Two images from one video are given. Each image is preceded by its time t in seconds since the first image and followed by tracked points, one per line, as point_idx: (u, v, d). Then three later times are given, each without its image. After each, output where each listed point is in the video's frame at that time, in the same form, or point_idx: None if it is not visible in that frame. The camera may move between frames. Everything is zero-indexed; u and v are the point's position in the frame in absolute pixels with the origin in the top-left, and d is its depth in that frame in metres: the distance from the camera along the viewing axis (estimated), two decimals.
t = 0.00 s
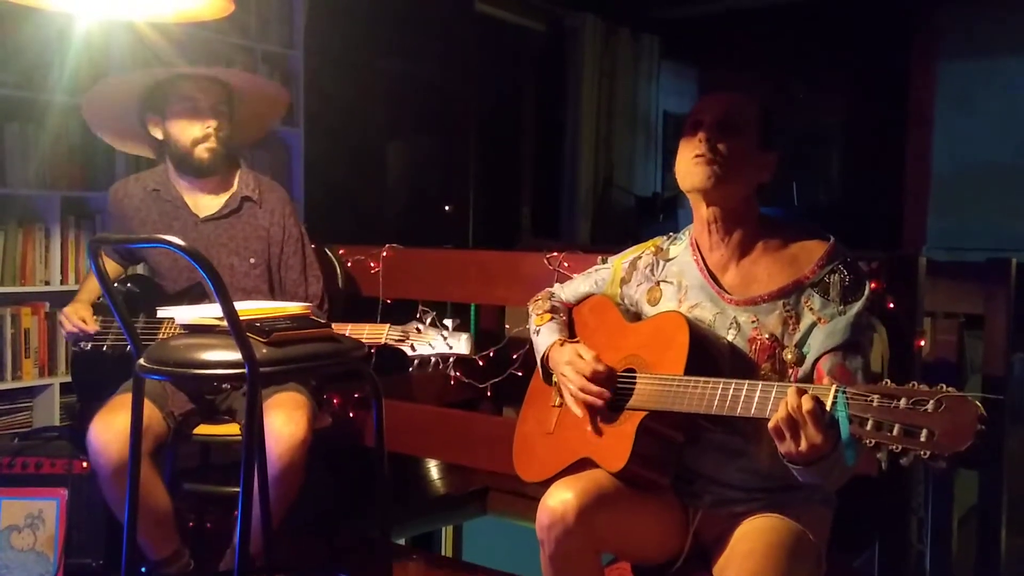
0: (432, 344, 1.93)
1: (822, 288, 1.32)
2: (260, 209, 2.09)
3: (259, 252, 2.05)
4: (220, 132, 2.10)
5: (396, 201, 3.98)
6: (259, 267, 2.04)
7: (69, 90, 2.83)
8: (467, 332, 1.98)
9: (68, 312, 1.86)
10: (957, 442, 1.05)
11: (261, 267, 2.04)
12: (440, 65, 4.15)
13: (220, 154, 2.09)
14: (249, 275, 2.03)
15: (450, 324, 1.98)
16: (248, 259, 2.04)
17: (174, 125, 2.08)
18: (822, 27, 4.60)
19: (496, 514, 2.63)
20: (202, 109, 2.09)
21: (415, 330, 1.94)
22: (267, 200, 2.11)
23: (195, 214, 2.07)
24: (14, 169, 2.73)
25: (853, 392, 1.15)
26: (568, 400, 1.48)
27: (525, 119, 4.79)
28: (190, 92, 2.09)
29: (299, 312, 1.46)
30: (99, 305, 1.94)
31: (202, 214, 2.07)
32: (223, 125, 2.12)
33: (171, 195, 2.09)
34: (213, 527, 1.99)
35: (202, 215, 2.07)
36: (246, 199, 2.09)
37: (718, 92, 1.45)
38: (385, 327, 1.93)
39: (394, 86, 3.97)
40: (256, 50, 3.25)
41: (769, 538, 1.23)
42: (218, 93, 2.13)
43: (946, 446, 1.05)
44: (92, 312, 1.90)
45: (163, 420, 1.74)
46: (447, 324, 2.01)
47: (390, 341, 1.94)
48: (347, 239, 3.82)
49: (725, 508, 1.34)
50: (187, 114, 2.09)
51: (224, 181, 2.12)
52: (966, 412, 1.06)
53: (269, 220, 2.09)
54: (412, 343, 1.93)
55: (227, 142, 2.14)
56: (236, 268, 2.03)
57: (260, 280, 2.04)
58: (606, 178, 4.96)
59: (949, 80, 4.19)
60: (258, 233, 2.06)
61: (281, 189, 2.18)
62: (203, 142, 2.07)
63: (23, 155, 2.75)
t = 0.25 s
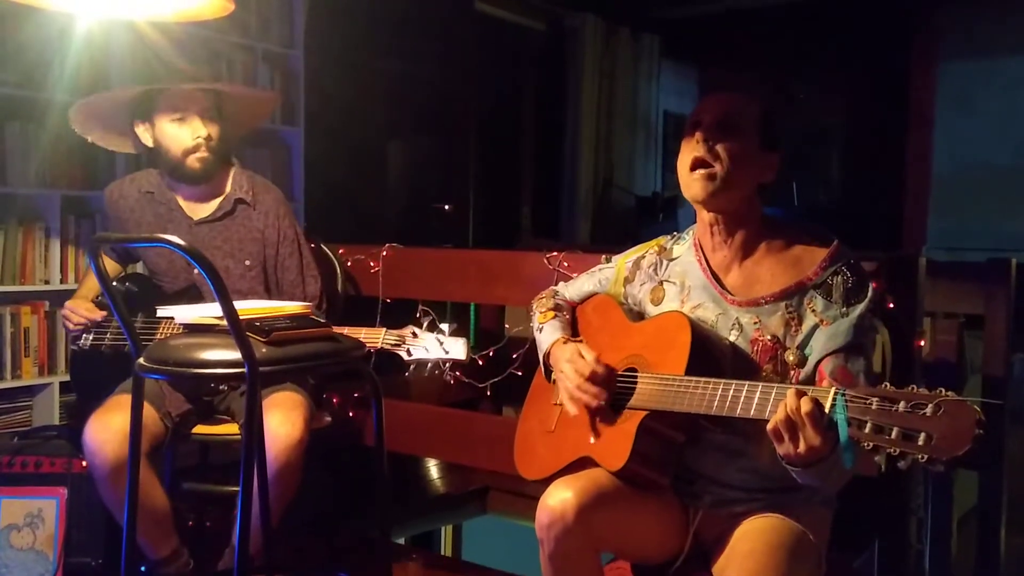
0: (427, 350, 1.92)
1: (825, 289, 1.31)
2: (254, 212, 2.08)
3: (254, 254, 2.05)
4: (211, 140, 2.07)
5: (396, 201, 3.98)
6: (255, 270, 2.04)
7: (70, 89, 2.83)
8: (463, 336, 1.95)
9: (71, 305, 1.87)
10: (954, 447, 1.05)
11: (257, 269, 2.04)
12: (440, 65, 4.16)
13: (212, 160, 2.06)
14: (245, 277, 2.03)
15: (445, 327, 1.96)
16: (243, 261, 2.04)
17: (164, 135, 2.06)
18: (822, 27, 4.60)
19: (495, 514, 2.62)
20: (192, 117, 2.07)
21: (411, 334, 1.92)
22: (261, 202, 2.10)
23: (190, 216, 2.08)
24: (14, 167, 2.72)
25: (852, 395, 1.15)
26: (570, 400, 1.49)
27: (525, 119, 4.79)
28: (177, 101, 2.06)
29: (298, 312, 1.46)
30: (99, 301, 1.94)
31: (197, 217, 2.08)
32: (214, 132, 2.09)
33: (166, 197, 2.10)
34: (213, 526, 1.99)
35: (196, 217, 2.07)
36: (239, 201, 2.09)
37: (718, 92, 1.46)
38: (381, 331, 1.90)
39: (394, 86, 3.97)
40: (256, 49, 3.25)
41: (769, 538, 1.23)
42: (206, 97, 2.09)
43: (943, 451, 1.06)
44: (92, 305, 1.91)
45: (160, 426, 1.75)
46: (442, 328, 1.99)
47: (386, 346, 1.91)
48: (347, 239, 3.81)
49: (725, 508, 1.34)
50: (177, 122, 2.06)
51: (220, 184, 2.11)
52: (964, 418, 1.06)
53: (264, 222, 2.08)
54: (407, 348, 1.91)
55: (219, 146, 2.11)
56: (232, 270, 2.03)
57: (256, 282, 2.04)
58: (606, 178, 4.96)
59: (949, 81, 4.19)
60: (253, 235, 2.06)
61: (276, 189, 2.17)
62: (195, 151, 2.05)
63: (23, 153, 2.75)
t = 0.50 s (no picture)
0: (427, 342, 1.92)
1: (826, 292, 1.31)
2: (252, 210, 2.08)
3: (253, 253, 2.05)
4: (207, 141, 2.07)
5: (396, 201, 3.99)
6: (254, 268, 2.04)
7: (69, 89, 2.83)
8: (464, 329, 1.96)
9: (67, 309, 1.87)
10: (950, 454, 1.06)
11: (255, 268, 2.04)
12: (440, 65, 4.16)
13: (207, 161, 2.06)
14: (244, 275, 2.03)
15: (446, 320, 1.96)
16: (242, 259, 2.03)
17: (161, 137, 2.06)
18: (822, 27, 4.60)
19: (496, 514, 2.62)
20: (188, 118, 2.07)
21: (411, 327, 1.92)
22: (258, 200, 2.09)
23: (189, 216, 2.07)
24: (13, 168, 2.73)
25: (850, 400, 1.15)
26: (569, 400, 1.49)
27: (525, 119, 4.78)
28: (172, 104, 2.06)
29: (298, 312, 1.46)
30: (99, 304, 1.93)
31: (196, 216, 2.07)
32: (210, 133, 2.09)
33: (164, 197, 2.09)
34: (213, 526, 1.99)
35: (195, 217, 2.07)
36: (237, 200, 2.08)
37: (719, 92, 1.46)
38: (382, 325, 1.91)
39: (394, 86, 3.97)
40: (256, 50, 3.26)
41: (768, 537, 1.23)
42: (202, 98, 2.09)
43: (941, 458, 1.06)
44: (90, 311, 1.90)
45: (161, 423, 1.74)
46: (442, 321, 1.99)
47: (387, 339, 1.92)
48: (347, 239, 3.82)
49: (726, 508, 1.34)
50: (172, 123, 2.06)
51: (217, 184, 2.10)
52: (961, 425, 1.06)
53: (261, 220, 2.07)
54: (408, 340, 1.91)
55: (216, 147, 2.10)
56: (230, 269, 2.02)
57: (254, 281, 2.03)
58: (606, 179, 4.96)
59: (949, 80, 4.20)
60: (252, 234, 2.06)
61: (273, 188, 2.16)
62: (191, 153, 2.05)
63: (23, 154, 2.75)
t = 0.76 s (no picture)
0: (424, 331, 1.90)
1: (825, 293, 1.32)
2: (252, 208, 2.08)
3: (253, 251, 2.04)
4: (207, 137, 2.08)
5: (395, 201, 3.99)
6: (254, 266, 2.03)
7: (67, 89, 2.83)
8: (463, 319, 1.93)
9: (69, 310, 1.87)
10: (953, 459, 1.06)
11: (255, 266, 2.04)
12: (439, 65, 4.16)
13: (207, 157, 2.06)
14: (245, 273, 2.02)
15: (444, 309, 1.94)
16: (242, 257, 2.03)
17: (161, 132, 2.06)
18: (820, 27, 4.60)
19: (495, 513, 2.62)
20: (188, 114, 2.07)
21: (409, 318, 1.91)
22: (259, 198, 2.09)
23: (190, 213, 2.06)
24: (12, 168, 2.73)
25: (852, 403, 1.15)
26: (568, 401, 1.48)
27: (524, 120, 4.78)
28: (173, 100, 2.06)
29: (297, 312, 1.46)
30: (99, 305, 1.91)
31: (197, 213, 2.06)
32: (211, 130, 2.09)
33: (166, 195, 2.08)
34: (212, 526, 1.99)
35: (196, 214, 2.06)
36: (238, 197, 2.08)
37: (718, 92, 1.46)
38: (379, 315, 1.92)
39: (393, 86, 3.98)
40: (254, 50, 3.25)
41: (767, 538, 1.23)
42: (202, 96, 2.10)
43: (943, 463, 1.06)
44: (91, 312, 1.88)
45: (161, 418, 1.73)
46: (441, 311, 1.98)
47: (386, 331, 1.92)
48: (346, 238, 3.82)
49: (726, 507, 1.34)
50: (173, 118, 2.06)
51: (217, 181, 2.10)
52: (964, 430, 1.07)
53: (262, 218, 2.07)
54: (405, 331, 1.90)
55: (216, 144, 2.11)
56: (231, 267, 2.02)
57: (255, 279, 2.03)
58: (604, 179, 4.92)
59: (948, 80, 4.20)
60: (252, 232, 2.05)
61: (273, 187, 2.17)
62: (191, 149, 2.05)
63: (22, 154, 2.75)
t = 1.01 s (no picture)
0: (421, 311, 1.96)
1: (825, 295, 1.32)
2: (255, 208, 2.08)
3: (253, 251, 2.04)
4: (214, 133, 2.10)
5: (394, 201, 3.99)
6: (253, 266, 2.03)
7: (67, 90, 2.83)
8: (455, 298, 2.01)
9: (72, 311, 1.87)
10: (954, 462, 1.06)
11: (255, 266, 2.04)
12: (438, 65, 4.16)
13: (212, 155, 2.09)
14: (244, 273, 2.02)
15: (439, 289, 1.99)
16: (242, 257, 2.03)
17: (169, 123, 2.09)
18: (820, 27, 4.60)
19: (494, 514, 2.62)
20: (197, 109, 2.10)
21: (405, 299, 1.94)
22: (262, 199, 2.10)
23: (193, 211, 2.06)
24: (11, 168, 2.73)
25: (853, 406, 1.15)
26: (568, 402, 1.48)
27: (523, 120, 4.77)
28: (186, 92, 2.10)
29: (297, 313, 1.46)
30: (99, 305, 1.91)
31: (200, 210, 2.06)
32: (218, 127, 2.12)
33: (170, 191, 2.08)
34: (212, 526, 1.99)
35: (198, 211, 2.06)
36: (241, 197, 2.08)
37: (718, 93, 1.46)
38: (376, 299, 1.92)
39: (392, 86, 3.97)
40: (254, 50, 3.25)
41: (766, 541, 1.23)
42: (213, 92, 2.13)
43: (944, 465, 1.06)
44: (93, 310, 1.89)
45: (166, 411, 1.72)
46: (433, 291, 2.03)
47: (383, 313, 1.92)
48: (346, 239, 3.82)
49: (726, 509, 1.34)
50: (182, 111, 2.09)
51: (220, 179, 2.12)
52: (965, 433, 1.07)
53: (264, 219, 2.07)
54: (402, 312, 1.93)
55: (222, 143, 2.13)
56: (230, 265, 2.02)
57: (254, 278, 2.02)
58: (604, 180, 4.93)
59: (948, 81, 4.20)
60: (253, 232, 2.05)
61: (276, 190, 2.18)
62: (196, 142, 2.07)
63: (21, 155, 2.75)
